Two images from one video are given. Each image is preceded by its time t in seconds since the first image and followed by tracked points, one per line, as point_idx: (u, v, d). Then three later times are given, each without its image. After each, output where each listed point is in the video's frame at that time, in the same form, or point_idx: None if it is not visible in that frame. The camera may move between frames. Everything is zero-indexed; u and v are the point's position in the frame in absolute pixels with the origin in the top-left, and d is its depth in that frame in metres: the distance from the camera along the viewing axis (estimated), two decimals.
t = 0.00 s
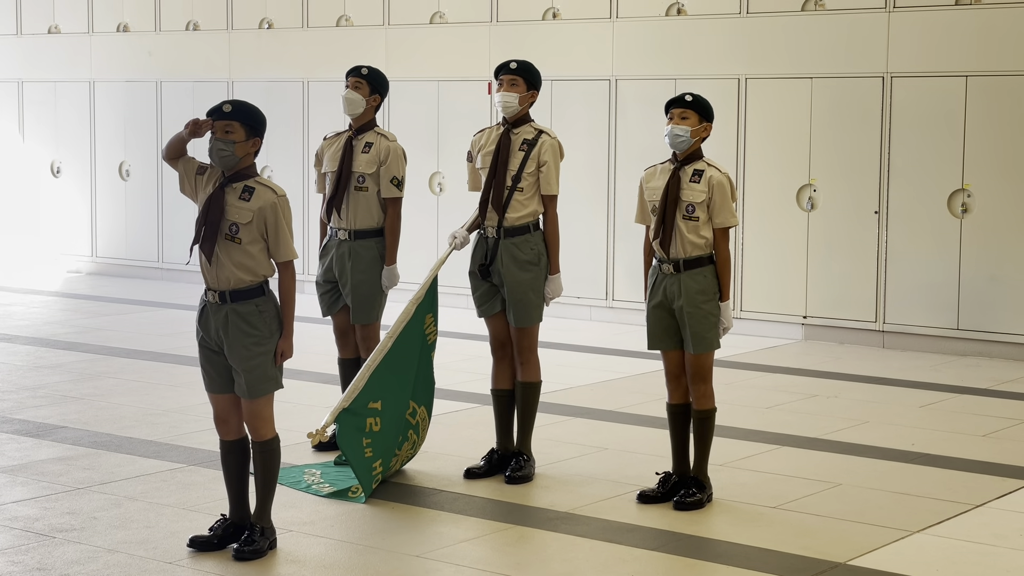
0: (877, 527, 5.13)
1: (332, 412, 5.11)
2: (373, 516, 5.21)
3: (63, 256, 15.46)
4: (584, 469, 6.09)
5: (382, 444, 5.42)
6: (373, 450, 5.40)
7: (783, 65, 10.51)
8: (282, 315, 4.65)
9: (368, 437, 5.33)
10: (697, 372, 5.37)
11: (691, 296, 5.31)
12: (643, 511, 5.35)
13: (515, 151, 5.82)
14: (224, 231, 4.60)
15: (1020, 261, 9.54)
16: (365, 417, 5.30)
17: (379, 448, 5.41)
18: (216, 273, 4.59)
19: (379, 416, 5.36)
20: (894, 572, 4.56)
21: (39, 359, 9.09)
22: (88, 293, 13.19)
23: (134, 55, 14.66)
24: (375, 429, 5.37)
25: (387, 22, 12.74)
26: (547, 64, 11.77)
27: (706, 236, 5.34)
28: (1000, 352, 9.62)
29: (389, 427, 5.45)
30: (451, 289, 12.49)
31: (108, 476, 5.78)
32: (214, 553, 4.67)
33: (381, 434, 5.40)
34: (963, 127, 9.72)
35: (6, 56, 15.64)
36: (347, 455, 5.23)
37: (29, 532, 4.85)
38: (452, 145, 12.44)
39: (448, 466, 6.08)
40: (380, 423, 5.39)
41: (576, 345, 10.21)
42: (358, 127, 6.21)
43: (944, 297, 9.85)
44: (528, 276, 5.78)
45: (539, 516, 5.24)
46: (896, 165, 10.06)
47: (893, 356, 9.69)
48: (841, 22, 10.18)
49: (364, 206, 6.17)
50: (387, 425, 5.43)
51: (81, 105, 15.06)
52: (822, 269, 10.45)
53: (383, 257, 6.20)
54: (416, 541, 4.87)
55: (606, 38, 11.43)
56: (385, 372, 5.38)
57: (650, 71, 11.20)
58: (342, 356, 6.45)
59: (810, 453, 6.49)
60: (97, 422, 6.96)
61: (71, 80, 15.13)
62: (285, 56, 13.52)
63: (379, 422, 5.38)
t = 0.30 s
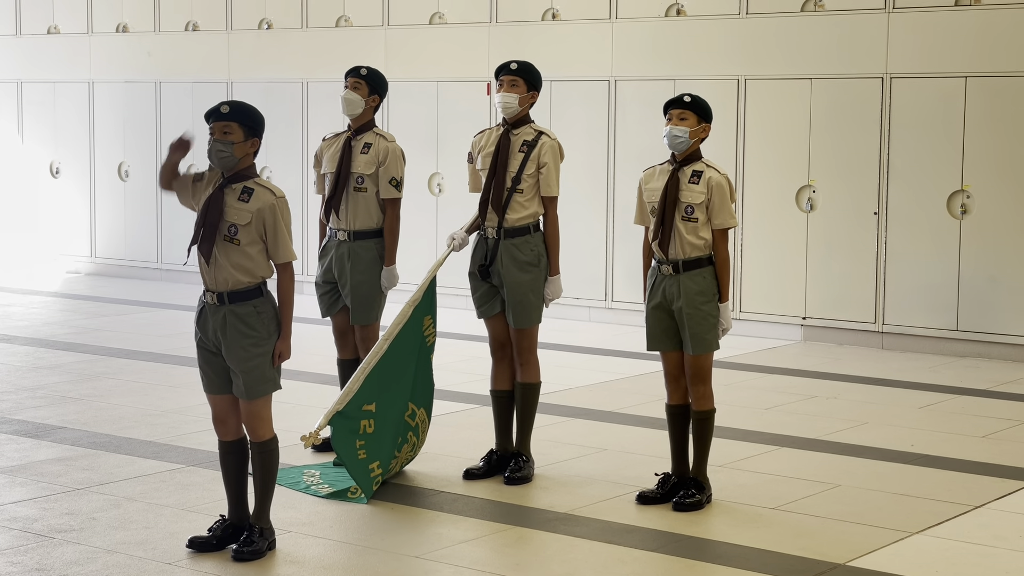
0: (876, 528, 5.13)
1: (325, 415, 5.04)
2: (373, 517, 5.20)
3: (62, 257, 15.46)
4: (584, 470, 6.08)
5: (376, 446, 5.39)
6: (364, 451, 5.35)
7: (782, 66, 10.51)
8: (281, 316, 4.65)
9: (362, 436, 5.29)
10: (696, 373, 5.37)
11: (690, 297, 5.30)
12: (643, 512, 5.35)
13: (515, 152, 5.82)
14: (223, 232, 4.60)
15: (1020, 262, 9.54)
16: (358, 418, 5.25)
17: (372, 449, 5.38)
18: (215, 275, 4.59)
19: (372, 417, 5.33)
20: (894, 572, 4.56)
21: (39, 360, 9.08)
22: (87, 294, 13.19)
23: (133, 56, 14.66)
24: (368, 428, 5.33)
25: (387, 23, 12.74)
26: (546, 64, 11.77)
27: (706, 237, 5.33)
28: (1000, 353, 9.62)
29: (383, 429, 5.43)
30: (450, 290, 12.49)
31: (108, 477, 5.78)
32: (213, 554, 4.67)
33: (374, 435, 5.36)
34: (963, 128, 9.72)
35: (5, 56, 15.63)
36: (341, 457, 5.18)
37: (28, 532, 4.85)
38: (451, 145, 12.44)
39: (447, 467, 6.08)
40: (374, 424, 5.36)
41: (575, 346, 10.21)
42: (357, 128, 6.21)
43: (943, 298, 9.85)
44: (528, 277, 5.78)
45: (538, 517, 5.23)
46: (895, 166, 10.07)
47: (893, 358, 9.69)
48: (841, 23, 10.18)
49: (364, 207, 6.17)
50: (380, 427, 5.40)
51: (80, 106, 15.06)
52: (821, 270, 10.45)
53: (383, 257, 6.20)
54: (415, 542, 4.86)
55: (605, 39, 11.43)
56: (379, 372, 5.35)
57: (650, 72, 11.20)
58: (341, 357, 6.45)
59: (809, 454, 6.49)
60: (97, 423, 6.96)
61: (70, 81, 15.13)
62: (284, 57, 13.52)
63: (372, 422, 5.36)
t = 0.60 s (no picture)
0: (876, 528, 5.13)
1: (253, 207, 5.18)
2: (373, 517, 5.20)
3: (62, 257, 15.47)
4: (584, 470, 6.08)
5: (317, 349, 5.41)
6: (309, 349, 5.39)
7: (783, 66, 10.50)
8: (282, 315, 4.65)
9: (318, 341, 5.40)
10: (696, 373, 5.37)
11: (690, 298, 5.30)
12: (643, 513, 5.34)
13: (517, 151, 5.81)
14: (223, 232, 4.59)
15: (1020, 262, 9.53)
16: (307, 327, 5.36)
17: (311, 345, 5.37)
18: (216, 276, 4.58)
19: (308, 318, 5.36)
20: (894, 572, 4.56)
21: (39, 360, 9.09)
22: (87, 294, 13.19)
23: (133, 56, 14.65)
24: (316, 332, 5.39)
25: (387, 24, 12.74)
26: (546, 64, 11.77)
27: (706, 237, 5.33)
28: (1000, 353, 9.62)
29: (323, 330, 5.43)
30: (450, 290, 12.49)
31: (107, 477, 5.78)
32: (213, 554, 4.67)
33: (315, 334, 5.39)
34: (963, 128, 9.72)
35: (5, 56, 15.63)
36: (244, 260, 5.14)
37: (27, 533, 4.84)
38: (451, 145, 12.43)
39: (447, 467, 6.08)
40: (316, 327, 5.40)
41: (575, 346, 10.21)
42: (357, 127, 6.20)
43: (943, 298, 9.85)
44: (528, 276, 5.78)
45: (538, 517, 5.23)
46: (895, 166, 10.07)
47: (893, 358, 9.69)
48: (842, 23, 10.17)
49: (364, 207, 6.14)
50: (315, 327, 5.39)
51: (79, 106, 15.06)
52: (821, 270, 10.45)
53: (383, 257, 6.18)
54: (415, 542, 4.86)
55: (606, 39, 11.43)
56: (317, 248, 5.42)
57: (650, 72, 11.20)
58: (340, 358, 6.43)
59: (809, 454, 6.48)
60: (97, 423, 6.96)
61: (70, 81, 15.12)
62: (284, 58, 13.52)
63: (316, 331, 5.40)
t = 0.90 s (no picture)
0: (876, 529, 5.13)
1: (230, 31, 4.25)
2: (372, 518, 5.20)
3: (62, 257, 15.47)
4: (584, 470, 6.08)
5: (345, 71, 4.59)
6: (285, 100, 4.38)
7: (783, 66, 10.50)
8: (279, 315, 4.65)
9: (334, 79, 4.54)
10: (695, 373, 5.37)
11: (690, 298, 5.30)
12: (642, 513, 5.34)
13: (516, 151, 5.81)
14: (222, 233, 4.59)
15: (1020, 262, 9.53)
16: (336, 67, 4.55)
17: (316, 91, 4.44)
18: (214, 276, 4.57)
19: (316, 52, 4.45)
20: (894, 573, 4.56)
21: (39, 360, 9.08)
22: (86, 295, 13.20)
23: (132, 56, 14.65)
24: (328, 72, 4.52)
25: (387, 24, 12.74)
26: (546, 65, 11.77)
27: (705, 238, 5.33)
28: (1000, 352, 9.61)
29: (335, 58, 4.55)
30: (449, 290, 12.49)
31: (107, 477, 5.78)
32: (212, 555, 4.67)
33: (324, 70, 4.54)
34: (963, 128, 9.72)
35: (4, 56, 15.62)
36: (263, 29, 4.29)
37: (27, 533, 4.84)
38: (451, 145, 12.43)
39: (446, 468, 6.07)
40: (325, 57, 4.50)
41: (575, 346, 10.20)
42: (356, 127, 6.21)
43: (943, 297, 9.85)
44: (530, 276, 5.77)
45: (538, 518, 5.23)
46: (895, 165, 10.06)
47: (893, 357, 9.69)
48: (841, 23, 10.17)
49: (363, 206, 6.18)
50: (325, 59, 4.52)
51: (79, 106, 15.06)
52: (821, 270, 10.45)
53: (383, 257, 6.21)
54: (415, 542, 4.86)
55: (605, 38, 11.43)
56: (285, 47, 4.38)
57: (649, 72, 11.19)
58: (340, 358, 6.44)
59: (809, 454, 6.48)
60: (96, 424, 6.95)
61: (70, 81, 15.11)
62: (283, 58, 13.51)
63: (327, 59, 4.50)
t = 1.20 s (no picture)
0: (876, 528, 5.12)
1: None
2: (372, 518, 5.20)
3: (61, 258, 15.46)
4: (584, 470, 6.08)
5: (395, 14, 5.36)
6: None
7: (783, 66, 10.49)
8: (279, 316, 4.64)
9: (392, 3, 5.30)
10: (696, 373, 5.36)
11: (690, 298, 5.29)
12: (643, 513, 5.34)
13: (517, 150, 5.81)
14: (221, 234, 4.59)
15: (1020, 261, 9.52)
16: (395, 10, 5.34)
17: None
18: (213, 277, 4.57)
19: None
20: (894, 572, 4.55)
21: (39, 361, 9.08)
22: (86, 295, 13.19)
23: (132, 56, 14.64)
24: None
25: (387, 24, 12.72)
26: (546, 65, 11.76)
27: (705, 237, 5.33)
28: (1000, 352, 9.61)
29: None
30: (449, 290, 12.48)
31: (108, 478, 5.77)
32: (212, 555, 4.67)
33: None
34: (963, 127, 9.72)
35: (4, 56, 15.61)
36: None
37: (27, 534, 4.84)
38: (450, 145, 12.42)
39: (446, 468, 6.07)
40: None
41: (575, 346, 10.19)
42: (357, 127, 6.22)
43: (943, 297, 9.84)
44: (535, 276, 5.78)
45: (539, 518, 5.22)
46: (895, 164, 10.06)
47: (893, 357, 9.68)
48: (841, 22, 10.17)
49: (363, 206, 6.18)
50: None
51: (78, 107, 15.06)
52: (820, 269, 10.44)
53: (383, 257, 6.20)
54: (415, 542, 4.86)
55: (605, 39, 11.42)
56: None
57: (650, 72, 11.19)
58: (340, 358, 6.43)
59: (810, 454, 6.48)
60: (96, 424, 6.95)
61: (69, 82, 15.11)
62: (283, 58, 13.50)
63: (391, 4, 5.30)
